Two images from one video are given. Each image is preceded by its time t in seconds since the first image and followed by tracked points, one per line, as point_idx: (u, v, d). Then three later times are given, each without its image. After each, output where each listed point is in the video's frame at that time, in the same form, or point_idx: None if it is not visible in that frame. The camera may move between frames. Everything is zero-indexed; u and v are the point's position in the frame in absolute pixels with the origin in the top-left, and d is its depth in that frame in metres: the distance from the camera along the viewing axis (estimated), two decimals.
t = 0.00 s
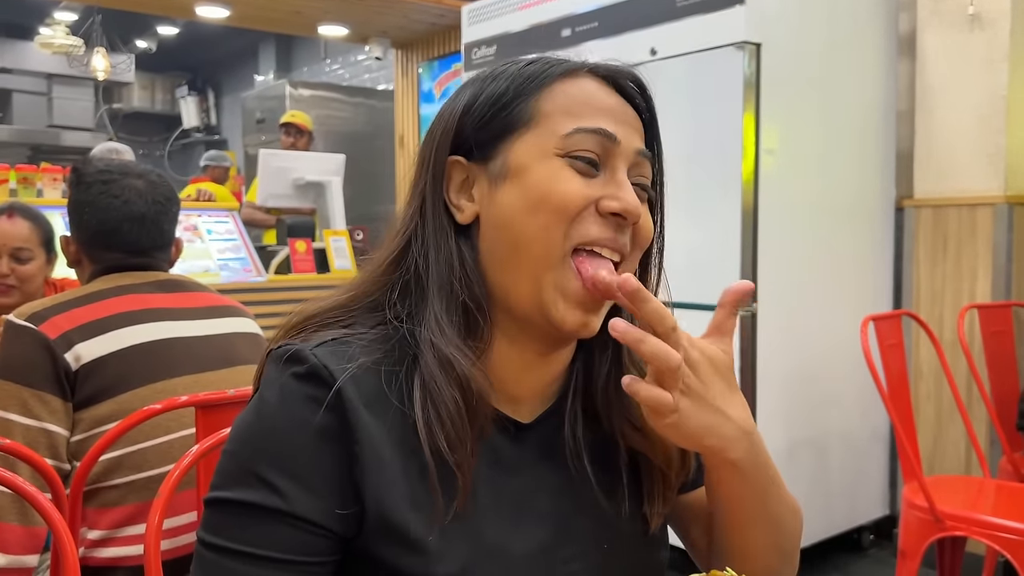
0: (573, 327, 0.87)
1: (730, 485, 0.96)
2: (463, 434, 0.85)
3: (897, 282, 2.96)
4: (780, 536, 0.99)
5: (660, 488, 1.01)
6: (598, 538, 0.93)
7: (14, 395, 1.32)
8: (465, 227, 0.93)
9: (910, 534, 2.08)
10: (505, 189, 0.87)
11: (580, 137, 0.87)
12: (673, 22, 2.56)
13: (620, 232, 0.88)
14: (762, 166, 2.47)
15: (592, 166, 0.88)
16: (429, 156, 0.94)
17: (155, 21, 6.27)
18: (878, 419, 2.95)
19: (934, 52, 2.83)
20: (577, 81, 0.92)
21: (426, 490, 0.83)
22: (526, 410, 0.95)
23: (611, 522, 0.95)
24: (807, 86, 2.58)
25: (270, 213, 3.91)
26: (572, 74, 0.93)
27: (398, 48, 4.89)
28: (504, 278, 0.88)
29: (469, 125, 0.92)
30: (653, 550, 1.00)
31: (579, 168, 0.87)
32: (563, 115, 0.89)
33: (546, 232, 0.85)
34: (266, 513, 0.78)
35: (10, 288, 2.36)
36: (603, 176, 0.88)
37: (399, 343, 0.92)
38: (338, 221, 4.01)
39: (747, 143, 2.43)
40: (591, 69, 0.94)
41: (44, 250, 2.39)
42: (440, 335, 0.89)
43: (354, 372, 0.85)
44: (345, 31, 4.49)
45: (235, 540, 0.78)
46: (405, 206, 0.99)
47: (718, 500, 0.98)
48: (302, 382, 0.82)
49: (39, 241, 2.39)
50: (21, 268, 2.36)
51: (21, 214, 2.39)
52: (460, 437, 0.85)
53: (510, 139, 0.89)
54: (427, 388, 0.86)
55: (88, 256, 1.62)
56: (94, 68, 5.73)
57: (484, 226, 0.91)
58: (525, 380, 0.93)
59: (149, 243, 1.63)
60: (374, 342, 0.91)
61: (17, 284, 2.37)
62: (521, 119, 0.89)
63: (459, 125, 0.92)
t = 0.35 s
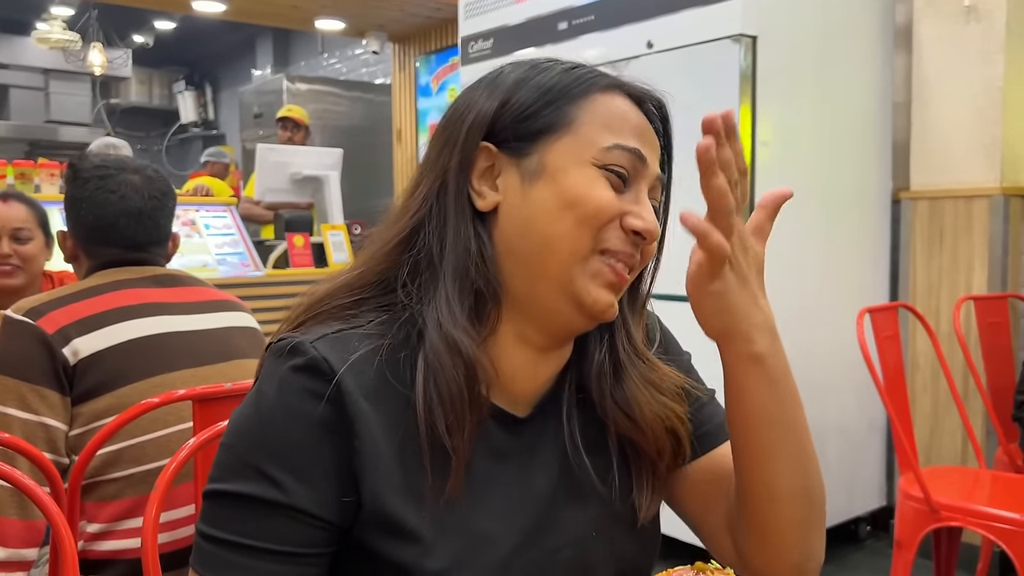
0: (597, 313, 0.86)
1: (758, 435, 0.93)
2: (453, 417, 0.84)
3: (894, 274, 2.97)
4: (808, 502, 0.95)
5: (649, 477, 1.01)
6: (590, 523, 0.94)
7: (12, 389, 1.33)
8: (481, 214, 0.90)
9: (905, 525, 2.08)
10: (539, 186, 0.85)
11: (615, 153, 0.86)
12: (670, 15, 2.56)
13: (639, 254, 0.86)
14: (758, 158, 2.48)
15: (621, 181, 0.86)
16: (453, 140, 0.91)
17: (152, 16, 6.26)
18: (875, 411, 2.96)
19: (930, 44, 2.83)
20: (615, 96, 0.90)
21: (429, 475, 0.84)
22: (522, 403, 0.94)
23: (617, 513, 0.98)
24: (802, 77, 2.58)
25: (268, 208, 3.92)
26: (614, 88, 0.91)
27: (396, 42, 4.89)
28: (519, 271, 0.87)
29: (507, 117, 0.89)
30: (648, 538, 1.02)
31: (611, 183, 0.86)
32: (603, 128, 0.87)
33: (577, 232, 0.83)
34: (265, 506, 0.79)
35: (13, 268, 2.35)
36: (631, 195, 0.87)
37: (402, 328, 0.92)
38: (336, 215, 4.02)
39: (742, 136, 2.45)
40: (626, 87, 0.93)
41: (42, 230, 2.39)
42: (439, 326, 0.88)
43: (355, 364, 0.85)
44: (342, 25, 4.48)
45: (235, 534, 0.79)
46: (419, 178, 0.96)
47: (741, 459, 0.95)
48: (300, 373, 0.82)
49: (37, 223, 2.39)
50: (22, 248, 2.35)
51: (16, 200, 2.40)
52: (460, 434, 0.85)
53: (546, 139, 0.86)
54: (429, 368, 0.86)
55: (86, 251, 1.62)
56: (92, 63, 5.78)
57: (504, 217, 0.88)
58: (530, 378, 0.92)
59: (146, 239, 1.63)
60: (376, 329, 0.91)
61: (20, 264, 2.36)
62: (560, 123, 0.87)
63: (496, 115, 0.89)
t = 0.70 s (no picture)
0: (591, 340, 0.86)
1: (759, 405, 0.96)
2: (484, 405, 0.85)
3: (890, 263, 2.97)
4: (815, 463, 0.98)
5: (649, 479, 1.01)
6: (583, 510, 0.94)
7: (7, 381, 1.30)
8: (515, 207, 0.87)
9: (901, 512, 2.09)
10: (572, 203, 0.84)
11: (650, 192, 0.85)
12: (666, 3, 2.55)
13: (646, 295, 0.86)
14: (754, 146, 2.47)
15: (648, 221, 0.86)
16: (512, 121, 0.87)
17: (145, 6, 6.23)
18: (871, 400, 2.96)
19: (926, 31, 2.82)
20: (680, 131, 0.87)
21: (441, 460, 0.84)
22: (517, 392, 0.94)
23: (617, 504, 0.98)
24: (798, 66, 2.57)
25: (263, 199, 3.90)
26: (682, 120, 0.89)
27: (390, 32, 4.88)
28: (539, 277, 0.85)
29: (573, 117, 0.85)
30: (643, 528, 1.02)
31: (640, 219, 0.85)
32: (652, 163, 0.86)
33: (591, 261, 0.82)
34: (262, 494, 0.78)
35: (7, 256, 2.34)
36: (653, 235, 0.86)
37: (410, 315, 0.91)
38: (330, 206, 4.01)
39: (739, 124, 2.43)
40: (694, 123, 0.90)
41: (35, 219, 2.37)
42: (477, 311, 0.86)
43: (357, 353, 0.84)
44: (336, 15, 4.46)
45: (234, 522, 0.78)
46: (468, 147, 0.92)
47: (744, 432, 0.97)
48: (298, 358, 0.81)
49: (29, 212, 2.39)
50: (16, 237, 2.34)
51: (9, 186, 2.38)
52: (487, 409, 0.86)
53: (596, 153, 0.84)
54: (482, 354, 0.85)
55: (79, 242, 1.62)
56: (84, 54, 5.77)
57: (533, 218, 0.86)
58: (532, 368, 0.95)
59: (139, 229, 1.62)
60: (377, 317, 0.90)
61: (14, 253, 2.34)
62: (616, 142, 0.85)
63: (565, 112, 0.86)
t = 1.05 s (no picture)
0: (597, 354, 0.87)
1: (733, 430, 0.97)
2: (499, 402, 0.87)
3: (884, 255, 2.97)
4: (781, 493, 1.00)
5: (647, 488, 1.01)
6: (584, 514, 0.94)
7: (4, 379, 1.30)
8: (537, 213, 0.87)
9: (895, 504, 2.10)
10: (595, 217, 0.83)
11: (676, 216, 0.86)
12: None
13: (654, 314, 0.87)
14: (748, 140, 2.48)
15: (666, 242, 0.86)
16: (544, 128, 0.86)
17: None
18: (865, 392, 2.97)
19: (919, 23, 2.81)
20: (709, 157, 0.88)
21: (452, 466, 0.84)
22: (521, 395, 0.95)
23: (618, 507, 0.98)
24: (791, 59, 2.57)
25: (257, 193, 3.89)
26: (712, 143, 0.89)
27: (384, 24, 4.86)
28: (557, 287, 0.84)
29: (608, 132, 0.85)
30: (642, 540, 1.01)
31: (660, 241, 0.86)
32: (680, 187, 0.86)
33: (606, 281, 0.82)
34: (269, 491, 0.79)
35: None
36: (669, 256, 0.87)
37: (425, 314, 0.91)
38: (325, 199, 4.01)
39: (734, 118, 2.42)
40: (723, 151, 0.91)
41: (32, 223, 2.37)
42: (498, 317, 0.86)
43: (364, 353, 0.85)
44: (329, 8, 4.45)
45: (240, 518, 0.78)
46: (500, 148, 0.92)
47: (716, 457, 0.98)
48: (313, 358, 0.82)
49: (28, 217, 2.37)
50: (7, 240, 2.34)
51: (13, 187, 2.38)
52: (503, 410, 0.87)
53: (627, 170, 0.84)
54: (496, 358, 0.86)
55: (72, 238, 1.61)
56: (76, 47, 5.82)
57: (554, 226, 0.85)
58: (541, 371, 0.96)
59: (133, 225, 1.62)
60: (392, 316, 0.91)
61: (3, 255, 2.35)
62: (647, 161, 0.84)
63: (603, 126, 0.85)
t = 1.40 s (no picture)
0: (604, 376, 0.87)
1: (752, 436, 0.99)
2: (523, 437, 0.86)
3: (877, 251, 2.98)
4: (794, 500, 1.01)
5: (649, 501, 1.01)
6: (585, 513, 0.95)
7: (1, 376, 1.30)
8: (540, 242, 0.87)
9: (887, 497, 2.11)
10: (592, 243, 0.84)
11: (680, 235, 0.83)
12: None
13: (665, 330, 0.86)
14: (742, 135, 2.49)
15: (677, 265, 0.84)
16: (539, 153, 0.86)
17: None
18: (858, 386, 2.99)
19: (912, 20, 2.82)
20: (711, 159, 0.85)
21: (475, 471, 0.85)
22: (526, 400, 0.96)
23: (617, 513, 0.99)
24: (785, 55, 2.58)
25: (251, 188, 3.89)
26: (713, 153, 0.86)
27: (378, 19, 4.86)
28: (563, 311, 0.86)
29: (597, 156, 0.84)
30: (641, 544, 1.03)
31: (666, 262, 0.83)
32: (679, 203, 0.84)
33: (605, 305, 0.83)
34: (272, 492, 0.79)
35: None
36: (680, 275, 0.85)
37: (427, 336, 0.92)
38: (319, 193, 3.97)
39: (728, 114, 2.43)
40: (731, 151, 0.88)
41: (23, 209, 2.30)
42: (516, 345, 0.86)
43: (365, 356, 0.86)
44: (323, 3, 4.45)
45: (244, 520, 0.79)
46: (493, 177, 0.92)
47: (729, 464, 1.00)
48: (317, 360, 0.83)
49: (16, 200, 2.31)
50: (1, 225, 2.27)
51: None
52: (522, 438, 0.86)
53: (620, 193, 0.83)
54: (518, 394, 0.85)
55: (67, 236, 1.61)
56: (69, 42, 5.82)
57: (558, 256, 0.86)
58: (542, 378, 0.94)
59: (128, 222, 1.62)
60: (391, 325, 0.92)
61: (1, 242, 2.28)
62: (643, 181, 0.83)
63: (592, 151, 0.84)
